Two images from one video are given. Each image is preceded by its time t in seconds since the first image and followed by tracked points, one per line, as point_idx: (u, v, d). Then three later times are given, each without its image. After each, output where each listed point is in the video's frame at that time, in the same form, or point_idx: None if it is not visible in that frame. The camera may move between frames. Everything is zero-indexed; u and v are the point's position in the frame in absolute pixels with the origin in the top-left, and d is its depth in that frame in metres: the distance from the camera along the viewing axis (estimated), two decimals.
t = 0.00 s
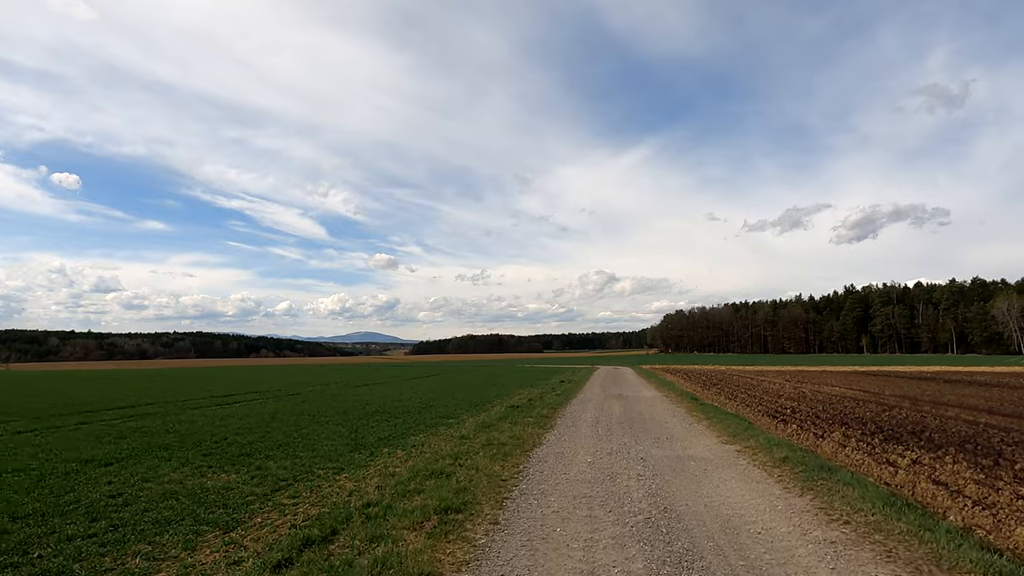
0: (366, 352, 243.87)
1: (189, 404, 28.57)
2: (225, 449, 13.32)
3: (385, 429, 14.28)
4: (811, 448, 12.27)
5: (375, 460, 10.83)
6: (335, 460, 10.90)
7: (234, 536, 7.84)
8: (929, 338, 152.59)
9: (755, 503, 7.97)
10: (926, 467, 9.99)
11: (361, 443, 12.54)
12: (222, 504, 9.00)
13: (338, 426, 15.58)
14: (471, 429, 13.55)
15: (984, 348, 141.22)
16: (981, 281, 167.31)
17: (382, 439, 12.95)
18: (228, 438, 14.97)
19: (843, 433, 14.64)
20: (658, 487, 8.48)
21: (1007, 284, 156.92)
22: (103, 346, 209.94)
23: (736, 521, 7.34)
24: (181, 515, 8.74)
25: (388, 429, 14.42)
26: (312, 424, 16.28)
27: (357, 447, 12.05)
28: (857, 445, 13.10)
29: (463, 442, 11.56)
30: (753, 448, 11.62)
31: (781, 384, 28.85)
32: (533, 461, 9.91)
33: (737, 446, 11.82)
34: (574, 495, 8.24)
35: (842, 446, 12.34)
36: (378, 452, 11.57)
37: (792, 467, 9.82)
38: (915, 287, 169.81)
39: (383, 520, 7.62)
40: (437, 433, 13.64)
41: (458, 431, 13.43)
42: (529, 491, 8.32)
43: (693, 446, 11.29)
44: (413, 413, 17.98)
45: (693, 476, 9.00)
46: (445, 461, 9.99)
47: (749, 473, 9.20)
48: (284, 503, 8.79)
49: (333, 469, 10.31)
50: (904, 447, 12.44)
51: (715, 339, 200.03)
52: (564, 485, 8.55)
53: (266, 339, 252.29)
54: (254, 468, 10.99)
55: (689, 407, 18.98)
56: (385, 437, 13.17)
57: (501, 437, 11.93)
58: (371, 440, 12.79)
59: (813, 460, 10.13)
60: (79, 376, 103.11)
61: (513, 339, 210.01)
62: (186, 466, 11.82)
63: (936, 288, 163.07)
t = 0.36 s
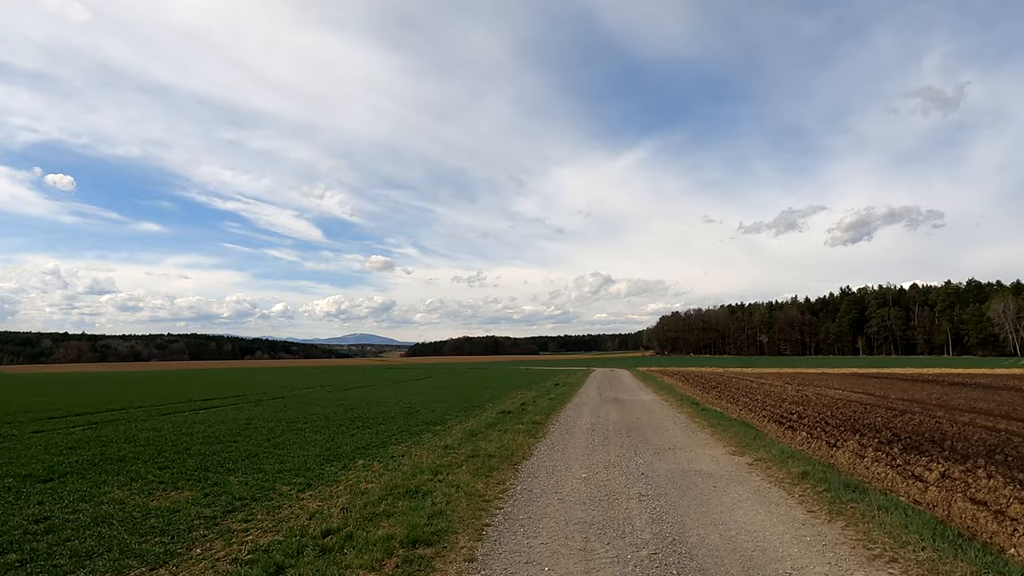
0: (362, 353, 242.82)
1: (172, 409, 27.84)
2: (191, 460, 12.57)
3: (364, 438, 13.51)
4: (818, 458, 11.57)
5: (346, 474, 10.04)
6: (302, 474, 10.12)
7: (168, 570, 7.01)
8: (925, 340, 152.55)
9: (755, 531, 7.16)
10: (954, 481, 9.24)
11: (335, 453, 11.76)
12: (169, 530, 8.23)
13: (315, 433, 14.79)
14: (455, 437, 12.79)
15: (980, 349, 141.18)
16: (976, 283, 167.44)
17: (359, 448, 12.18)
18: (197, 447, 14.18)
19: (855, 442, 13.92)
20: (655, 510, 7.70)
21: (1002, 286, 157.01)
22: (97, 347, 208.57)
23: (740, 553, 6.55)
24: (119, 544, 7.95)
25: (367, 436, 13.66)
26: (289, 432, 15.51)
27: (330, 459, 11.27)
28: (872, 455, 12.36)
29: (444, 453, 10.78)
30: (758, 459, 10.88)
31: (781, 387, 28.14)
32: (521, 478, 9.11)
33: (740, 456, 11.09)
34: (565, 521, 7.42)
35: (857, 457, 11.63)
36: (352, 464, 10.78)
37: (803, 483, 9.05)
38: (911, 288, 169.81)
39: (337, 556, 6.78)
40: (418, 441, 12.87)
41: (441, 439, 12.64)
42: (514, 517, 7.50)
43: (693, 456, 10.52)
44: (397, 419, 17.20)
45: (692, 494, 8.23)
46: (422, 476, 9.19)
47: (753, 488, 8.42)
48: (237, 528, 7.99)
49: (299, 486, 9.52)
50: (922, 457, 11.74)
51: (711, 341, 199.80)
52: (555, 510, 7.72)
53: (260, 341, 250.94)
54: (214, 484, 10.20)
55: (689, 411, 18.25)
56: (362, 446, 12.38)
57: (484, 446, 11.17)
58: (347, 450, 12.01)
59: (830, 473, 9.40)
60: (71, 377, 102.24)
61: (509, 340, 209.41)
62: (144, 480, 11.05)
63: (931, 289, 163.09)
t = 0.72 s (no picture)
0: (357, 352, 241.75)
1: (152, 411, 26.99)
2: (147, 470, 11.71)
3: (337, 446, 12.62)
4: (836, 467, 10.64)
5: (307, 491, 9.15)
6: (260, 491, 9.25)
7: None
8: (920, 339, 152.36)
9: (764, 563, 6.24)
10: (991, 497, 8.40)
11: (300, 464, 10.88)
12: (94, 556, 7.36)
13: (286, 440, 13.90)
14: (434, 445, 11.87)
15: (975, 348, 140.93)
16: (971, 282, 167.38)
17: (328, 459, 11.28)
18: (157, 455, 13.31)
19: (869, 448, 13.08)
20: (652, 538, 6.81)
21: (997, 285, 157.06)
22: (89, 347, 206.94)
23: None
24: None
25: (340, 444, 12.76)
26: (259, 438, 14.63)
27: (293, 471, 10.38)
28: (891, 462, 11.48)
29: (419, 465, 9.88)
30: (767, 462, 9.95)
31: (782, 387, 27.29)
32: (505, 496, 8.25)
33: (748, 461, 10.14)
34: (552, 555, 6.53)
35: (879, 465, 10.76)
36: (316, 477, 9.89)
37: (819, 496, 8.10)
38: (906, 287, 169.79)
39: None
40: (394, 449, 11.96)
41: (419, 448, 11.74)
42: (495, 550, 6.57)
43: (694, 467, 9.63)
44: (378, 424, 16.27)
45: (688, 515, 7.36)
46: (391, 495, 8.31)
47: (756, 507, 7.57)
48: (172, 557, 7.13)
49: (251, 505, 8.63)
50: (947, 463, 10.86)
51: (706, 340, 199.44)
52: (541, 541, 6.81)
53: (254, 340, 249.65)
54: (161, 501, 9.33)
55: (690, 414, 17.36)
56: (331, 456, 11.49)
57: (464, 457, 10.25)
58: (314, 460, 11.13)
59: (847, 484, 8.48)
60: (64, 377, 101.39)
61: (504, 340, 208.68)
62: (87, 496, 10.18)
63: (926, 288, 163.13)
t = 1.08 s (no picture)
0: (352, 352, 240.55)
1: (128, 414, 26.17)
2: (88, 484, 10.84)
3: (304, 456, 11.75)
4: (851, 466, 9.72)
5: (256, 513, 8.26)
6: (205, 512, 8.39)
7: None
8: (915, 338, 151.97)
9: None
10: None
11: (256, 479, 10.00)
12: None
13: (250, 449, 13.01)
14: (408, 456, 10.98)
15: (970, 347, 140.72)
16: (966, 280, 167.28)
17: (288, 472, 10.39)
18: (108, 466, 12.45)
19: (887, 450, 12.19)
20: None
21: (991, 284, 156.95)
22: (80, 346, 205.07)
23: None
24: None
25: (306, 455, 11.87)
26: (224, 446, 13.75)
27: (247, 488, 9.50)
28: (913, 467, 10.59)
29: (385, 482, 8.98)
30: (780, 469, 9.01)
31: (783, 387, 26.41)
32: (485, 520, 7.40)
33: (757, 469, 9.21)
34: None
35: (903, 463, 9.86)
36: (269, 495, 9.00)
37: (847, 516, 7.15)
38: (901, 286, 169.60)
39: None
40: (364, 460, 11.07)
41: (390, 459, 10.85)
42: None
43: (693, 479, 8.76)
44: (355, 429, 15.36)
45: (693, 547, 6.48)
46: (349, 520, 7.45)
47: (758, 533, 6.72)
48: None
49: (187, 532, 7.74)
50: (978, 471, 9.99)
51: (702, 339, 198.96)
52: None
53: (248, 339, 248.15)
54: (85, 524, 8.43)
55: (689, 417, 16.45)
56: (293, 468, 10.61)
57: (439, 470, 9.36)
58: (275, 474, 10.26)
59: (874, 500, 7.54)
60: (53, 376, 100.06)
61: (499, 339, 207.75)
62: (21, 513, 9.34)
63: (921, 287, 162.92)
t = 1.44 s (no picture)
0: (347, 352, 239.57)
1: (106, 417, 25.45)
2: (27, 501, 10.13)
3: (268, 468, 11.02)
4: (876, 479, 9.02)
5: (198, 540, 7.53)
6: (136, 539, 7.64)
7: None
8: (911, 338, 151.84)
9: None
10: None
11: (207, 497, 9.26)
12: None
13: (215, 459, 12.28)
14: (382, 468, 10.23)
15: (965, 347, 140.66)
16: (961, 281, 167.29)
17: (245, 487, 9.65)
18: (57, 479, 11.73)
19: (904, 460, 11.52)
20: None
21: (986, 284, 157.00)
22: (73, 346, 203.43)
23: None
24: None
25: (271, 466, 11.13)
26: (188, 455, 13.03)
27: (195, 507, 8.77)
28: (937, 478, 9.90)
29: (347, 501, 8.22)
30: (803, 486, 8.25)
31: (784, 389, 25.73)
32: (463, 548, 6.68)
33: (777, 485, 8.44)
34: None
35: (931, 476, 9.16)
36: (217, 517, 8.26)
37: (891, 549, 6.37)
38: (897, 286, 169.52)
39: None
40: (333, 472, 10.33)
41: (362, 472, 10.10)
42: None
43: (692, 496, 8.03)
44: (333, 436, 14.64)
45: None
46: (291, 551, 6.69)
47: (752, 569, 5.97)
48: None
49: (110, 564, 6.98)
50: (1012, 486, 9.28)
51: (697, 339, 198.56)
52: None
53: (243, 339, 246.89)
54: None
55: (691, 422, 15.72)
56: (251, 483, 9.88)
57: (412, 486, 8.62)
58: (229, 491, 9.50)
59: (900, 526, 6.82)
60: (45, 377, 99.05)
61: (495, 339, 206.98)
62: None
63: (916, 287, 162.92)
